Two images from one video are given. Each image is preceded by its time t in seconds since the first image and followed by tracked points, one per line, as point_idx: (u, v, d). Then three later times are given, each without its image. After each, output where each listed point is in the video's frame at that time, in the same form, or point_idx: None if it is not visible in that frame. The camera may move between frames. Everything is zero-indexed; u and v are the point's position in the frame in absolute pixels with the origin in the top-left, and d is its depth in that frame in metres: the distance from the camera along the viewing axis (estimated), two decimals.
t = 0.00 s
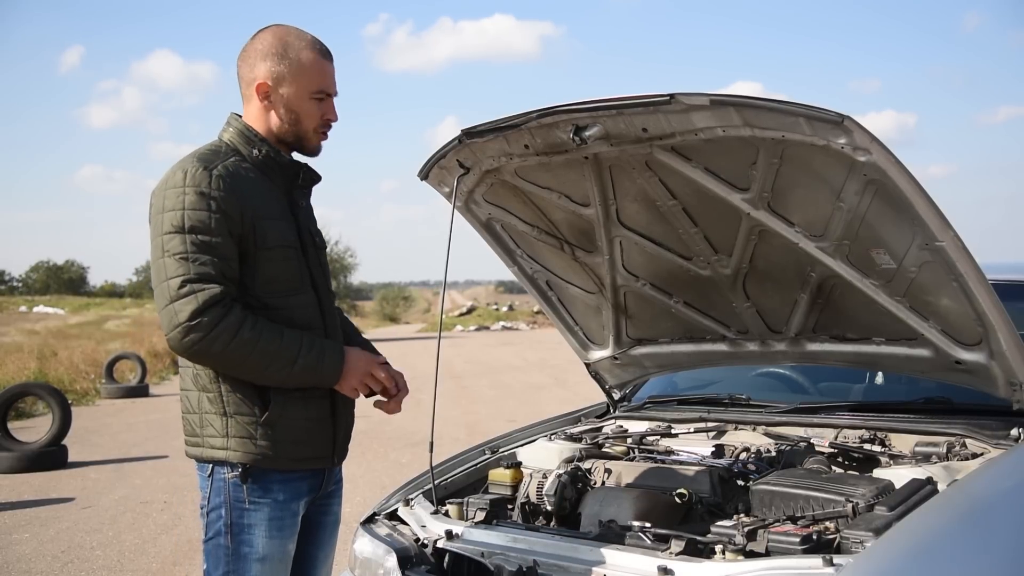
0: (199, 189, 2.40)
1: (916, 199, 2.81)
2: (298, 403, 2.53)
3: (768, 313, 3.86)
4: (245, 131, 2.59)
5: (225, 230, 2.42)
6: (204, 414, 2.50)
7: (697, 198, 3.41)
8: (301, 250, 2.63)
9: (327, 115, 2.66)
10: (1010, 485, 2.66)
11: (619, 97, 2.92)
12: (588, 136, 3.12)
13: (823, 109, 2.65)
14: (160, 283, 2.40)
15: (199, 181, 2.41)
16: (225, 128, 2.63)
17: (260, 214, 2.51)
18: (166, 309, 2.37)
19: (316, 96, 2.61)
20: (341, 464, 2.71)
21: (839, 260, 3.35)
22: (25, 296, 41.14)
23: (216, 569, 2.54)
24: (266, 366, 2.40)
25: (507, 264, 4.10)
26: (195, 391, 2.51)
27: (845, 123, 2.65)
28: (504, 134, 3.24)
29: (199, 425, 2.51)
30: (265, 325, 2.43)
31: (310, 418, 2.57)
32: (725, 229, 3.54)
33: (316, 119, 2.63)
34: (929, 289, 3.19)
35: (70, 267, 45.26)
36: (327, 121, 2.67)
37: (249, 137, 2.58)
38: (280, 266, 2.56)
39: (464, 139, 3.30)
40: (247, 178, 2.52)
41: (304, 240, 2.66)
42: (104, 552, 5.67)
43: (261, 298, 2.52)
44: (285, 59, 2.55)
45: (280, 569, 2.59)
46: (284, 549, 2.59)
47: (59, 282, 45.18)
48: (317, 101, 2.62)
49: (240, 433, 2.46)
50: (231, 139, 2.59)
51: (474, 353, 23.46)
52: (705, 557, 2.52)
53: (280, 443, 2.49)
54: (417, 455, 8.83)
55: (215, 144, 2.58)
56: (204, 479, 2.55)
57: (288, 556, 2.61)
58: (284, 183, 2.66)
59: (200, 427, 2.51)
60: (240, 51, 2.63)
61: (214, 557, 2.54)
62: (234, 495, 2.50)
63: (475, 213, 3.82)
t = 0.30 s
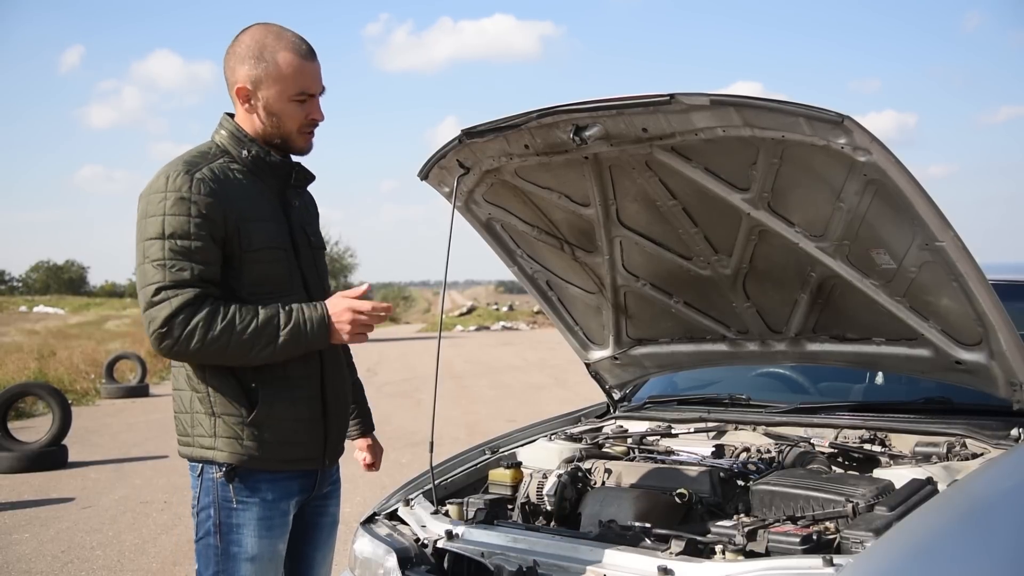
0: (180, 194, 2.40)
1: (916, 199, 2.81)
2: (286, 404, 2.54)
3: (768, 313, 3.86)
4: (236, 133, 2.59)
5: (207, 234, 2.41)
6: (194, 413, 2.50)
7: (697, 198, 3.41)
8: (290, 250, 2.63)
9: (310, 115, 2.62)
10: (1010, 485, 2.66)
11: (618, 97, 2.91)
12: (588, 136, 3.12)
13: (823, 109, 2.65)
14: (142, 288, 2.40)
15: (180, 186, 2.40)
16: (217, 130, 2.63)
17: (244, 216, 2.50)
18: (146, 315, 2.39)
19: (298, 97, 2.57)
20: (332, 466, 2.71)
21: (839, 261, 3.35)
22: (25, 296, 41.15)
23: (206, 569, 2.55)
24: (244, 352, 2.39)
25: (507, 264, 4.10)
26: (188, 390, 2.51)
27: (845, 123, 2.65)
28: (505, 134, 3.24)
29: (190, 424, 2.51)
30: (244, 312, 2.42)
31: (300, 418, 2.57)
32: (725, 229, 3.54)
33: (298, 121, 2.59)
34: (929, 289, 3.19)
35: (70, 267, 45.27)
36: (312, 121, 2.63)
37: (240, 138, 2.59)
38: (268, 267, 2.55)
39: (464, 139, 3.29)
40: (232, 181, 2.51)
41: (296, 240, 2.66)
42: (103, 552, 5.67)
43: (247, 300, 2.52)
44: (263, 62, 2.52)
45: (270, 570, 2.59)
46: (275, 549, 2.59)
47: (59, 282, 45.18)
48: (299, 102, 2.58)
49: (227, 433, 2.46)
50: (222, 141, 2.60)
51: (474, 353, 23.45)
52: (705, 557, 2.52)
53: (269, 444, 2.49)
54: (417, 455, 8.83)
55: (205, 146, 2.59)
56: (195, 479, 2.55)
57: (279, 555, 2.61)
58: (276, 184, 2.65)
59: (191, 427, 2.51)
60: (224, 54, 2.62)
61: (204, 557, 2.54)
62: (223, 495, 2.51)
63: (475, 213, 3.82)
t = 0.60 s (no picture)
0: (161, 193, 2.35)
1: (916, 199, 2.81)
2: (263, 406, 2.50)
3: (768, 313, 3.86)
4: (224, 132, 2.54)
5: (189, 234, 2.37)
6: (173, 413, 2.49)
7: (697, 198, 3.41)
8: (275, 250, 2.57)
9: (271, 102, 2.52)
10: (1010, 485, 2.66)
11: (619, 97, 2.91)
12: (588, 136, 3.12)
13: (823, 109, 2.65)
14: (127, 285, 2.38)
15: (162, 185, 2.36)
16: (207, 130, 2.59)
17: (227, 216, 2.46)
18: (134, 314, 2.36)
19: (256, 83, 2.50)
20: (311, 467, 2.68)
21: (839, 260, 3.35)
22: (25, 296, 41.14)
23: (184, 569, 2.53)
24: (220, 384, 2.31)
25: (507, 264, 4.10)
26: (166, 390, 2.50)
27: (845, 122, 2.65)
28: (504, 134, 3.24)
29: (168, 424, 2.51)
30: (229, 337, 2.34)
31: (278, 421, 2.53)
32: (725, 229, 3.54)
33: (258, 108, 2.51)
34: (929, 289, 3.19)
35: (70, 267, 45.26)
36: (273, 109, 2.53)
37: (227, 137, 2.53)
38: (251, 267, 2.50)
39: (464, 139, 3.30)
40: (216, 181, 2.46)
41: (281, 240, 2.60)
42: (103, 552, 5.66)
43: (229, 301, 2.47)
44: (224, 49, 2.51)
45: (249, 570, 2.57)
46: (252, 550, 2.57)
47: (60, 282, 45.17)
48: (257, 88, 2.50)
49: (203, 435, 2.45)
50: (210, 141, 2.54)
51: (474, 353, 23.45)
52: (705, 557, 2.52)
53: (242, 447, 2.48)
54: (418, 455, 8.83)
55: (195, 146, 2.55)
56: (172, 478, 2.53)
57: (258, 556, 2.60)
58: (262, 185, 2.60)
59: (169, 427, 2.50)
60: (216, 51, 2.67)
61: (182, 557, 2.53)
62: (198, 496, 2.49)
63: (475, 213, 3.82)
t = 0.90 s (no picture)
0: (145, 197, 2.26)
1: (916, 199, 2.81)
2: (250, 409, 2.39)
3: (768, 313, 3.87)
4: (218, 131, 2.44)
5: (170, 238, 2.27)
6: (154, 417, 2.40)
7: (697, 198, 3.41)
8: (265, 250, 2.46)
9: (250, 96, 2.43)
10: (1010, 485, 2.66)
11: (619, 97, 2.91)
12: (588, 136, 3.12)
13: (823, 109, 2.65)
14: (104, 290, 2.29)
15: (144, 189, 2.27)
16: (201, 127, 2.48)
17: (209, 216, 2.35)
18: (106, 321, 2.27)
19: (234, 77, 2.42)
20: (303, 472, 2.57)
21: (839, 260, 3.35)
22: (25, 296, 41.15)
23: (177, 570, 2.43)
24: (143, 425, 2.21)
25: (507, 264, 4.10)
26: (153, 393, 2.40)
27: (845, 122, 2.65)
28: (504, 134, 3.24)
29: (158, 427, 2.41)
30: (179, 375, 2.24)
31: (266, 424, 2.43)
32: (725, 229, 3.54)
33: (236, 102, 2.42)
34: (929, 289, 3.19)
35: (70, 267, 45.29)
36: (253, 102, 2.43)
37: (221, 136, 2.44)
38: (237, 269, 2.39)
39: (465, 139, 3.30)
40: (206, 181, 2.37)
41: (273, 241, 2.49)
42: (103, 552, 5.66)
43: (213, 304, 2.37)
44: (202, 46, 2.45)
45: (241, 571, 2.45)
46: (244, 551, 2.45)
47: (60, 282, 45.19)
48: (234, 82, 2.42)
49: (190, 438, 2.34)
50: (203, 139, 2.45)
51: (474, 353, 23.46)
52: (705, 557, 2.52)
53: (232, 448, 2.38)
54: (418, 455, 8.82)
55: (187, 146, 2.45)
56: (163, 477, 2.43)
57: (251, 556, 2.47)
58: (256, 184, 2.50)
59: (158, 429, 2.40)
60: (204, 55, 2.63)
61: (173, 558, 2.42)
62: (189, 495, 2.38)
63: (475, 213, 3.82)
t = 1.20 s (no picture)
0: (130, 197, 2.26)
1: (916, 200, 2.81)
2: (236, 411, 2.39)
3: (768, 313, 3.87)
4: (209, 130, 2.45)
5: (153, 239, 2.26)
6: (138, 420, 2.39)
7: (697, 198, 3.41)
8: (254, 251, 2.45)
9: (234, 94, 2.41)
10: (1010, 485, 2.66)
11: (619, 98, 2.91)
12: (588, 136, 3.12)
13: (823, 109, 2.65)
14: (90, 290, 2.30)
15: (129, 189, 2.27)
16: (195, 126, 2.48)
17: (194, 217, 2.34)
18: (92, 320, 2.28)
19: (218, 76, 2.40)
20: (291, 476, 2.55)
21: (839, 260, 3.35)
22: (24, 296, 41.11)
23: (168, 570, 2.43)
24: (121, 426, 2.21)
25: (507, 264, 4.10)
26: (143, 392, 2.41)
27: (845, 122, 2.65)
28: (504, 134, 3.24)
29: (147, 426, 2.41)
30: (158, 377, 2.24)
31: (252, 426, 2.42)
32: (724, 229, 3.54)
33: (222, 101, 2.41)
34: (929, 289, 3.19)
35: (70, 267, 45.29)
36: (237, 100, 2.41)
37: (212, 133, 2.44)
38: (222, 271, 2.38)
39: (464, 139, 3.30)
40: (194, 181, 2.38)
41: (263, 241, 2.48)
42: (103, 552, 5.66)
43: (201, 304, 2.37)
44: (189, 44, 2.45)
45: (231, 572, 2.45)
46: (233, 551, 2.45)
47: (60, 282, 45.18)
48: (219, 81, 2.40)
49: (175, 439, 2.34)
50: (196, 139, 2.46)
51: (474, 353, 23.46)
52: (705, 557, 2.52)
53: (216, 451, 2.39)
54: (418, 455, 8.82)
55: (180, 145, 2.46)
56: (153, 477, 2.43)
57: (241, 556, 2.47)
58: (248, 183, 2.50)
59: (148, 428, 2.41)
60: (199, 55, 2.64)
61: (163, 557, 2.42)
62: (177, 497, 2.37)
63: (475, 213, 3.82)
